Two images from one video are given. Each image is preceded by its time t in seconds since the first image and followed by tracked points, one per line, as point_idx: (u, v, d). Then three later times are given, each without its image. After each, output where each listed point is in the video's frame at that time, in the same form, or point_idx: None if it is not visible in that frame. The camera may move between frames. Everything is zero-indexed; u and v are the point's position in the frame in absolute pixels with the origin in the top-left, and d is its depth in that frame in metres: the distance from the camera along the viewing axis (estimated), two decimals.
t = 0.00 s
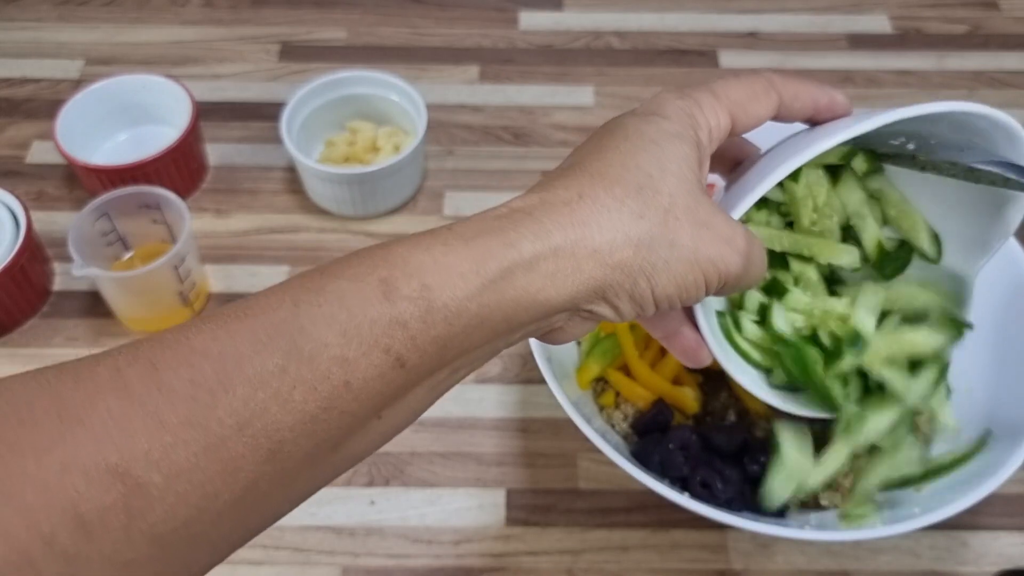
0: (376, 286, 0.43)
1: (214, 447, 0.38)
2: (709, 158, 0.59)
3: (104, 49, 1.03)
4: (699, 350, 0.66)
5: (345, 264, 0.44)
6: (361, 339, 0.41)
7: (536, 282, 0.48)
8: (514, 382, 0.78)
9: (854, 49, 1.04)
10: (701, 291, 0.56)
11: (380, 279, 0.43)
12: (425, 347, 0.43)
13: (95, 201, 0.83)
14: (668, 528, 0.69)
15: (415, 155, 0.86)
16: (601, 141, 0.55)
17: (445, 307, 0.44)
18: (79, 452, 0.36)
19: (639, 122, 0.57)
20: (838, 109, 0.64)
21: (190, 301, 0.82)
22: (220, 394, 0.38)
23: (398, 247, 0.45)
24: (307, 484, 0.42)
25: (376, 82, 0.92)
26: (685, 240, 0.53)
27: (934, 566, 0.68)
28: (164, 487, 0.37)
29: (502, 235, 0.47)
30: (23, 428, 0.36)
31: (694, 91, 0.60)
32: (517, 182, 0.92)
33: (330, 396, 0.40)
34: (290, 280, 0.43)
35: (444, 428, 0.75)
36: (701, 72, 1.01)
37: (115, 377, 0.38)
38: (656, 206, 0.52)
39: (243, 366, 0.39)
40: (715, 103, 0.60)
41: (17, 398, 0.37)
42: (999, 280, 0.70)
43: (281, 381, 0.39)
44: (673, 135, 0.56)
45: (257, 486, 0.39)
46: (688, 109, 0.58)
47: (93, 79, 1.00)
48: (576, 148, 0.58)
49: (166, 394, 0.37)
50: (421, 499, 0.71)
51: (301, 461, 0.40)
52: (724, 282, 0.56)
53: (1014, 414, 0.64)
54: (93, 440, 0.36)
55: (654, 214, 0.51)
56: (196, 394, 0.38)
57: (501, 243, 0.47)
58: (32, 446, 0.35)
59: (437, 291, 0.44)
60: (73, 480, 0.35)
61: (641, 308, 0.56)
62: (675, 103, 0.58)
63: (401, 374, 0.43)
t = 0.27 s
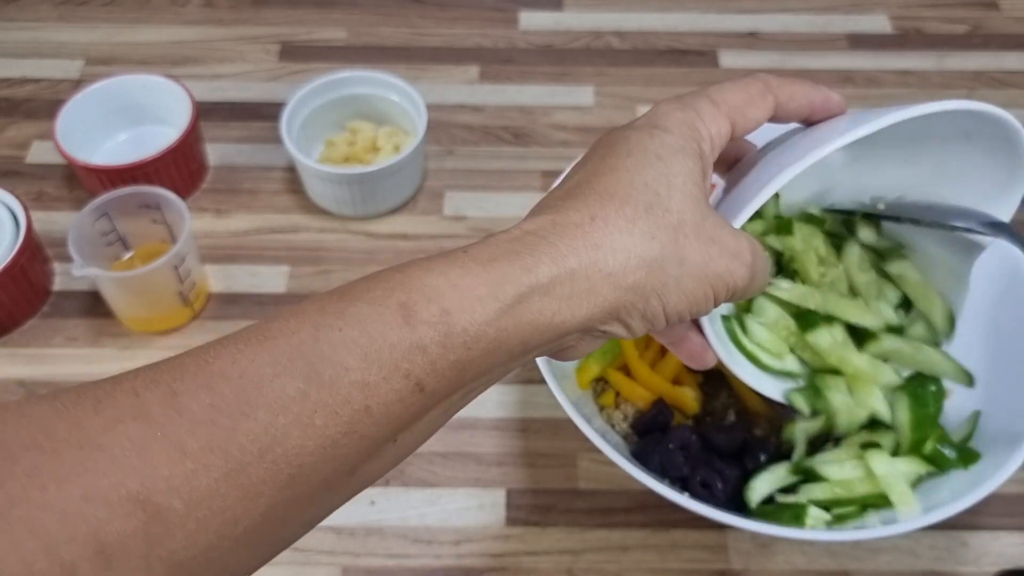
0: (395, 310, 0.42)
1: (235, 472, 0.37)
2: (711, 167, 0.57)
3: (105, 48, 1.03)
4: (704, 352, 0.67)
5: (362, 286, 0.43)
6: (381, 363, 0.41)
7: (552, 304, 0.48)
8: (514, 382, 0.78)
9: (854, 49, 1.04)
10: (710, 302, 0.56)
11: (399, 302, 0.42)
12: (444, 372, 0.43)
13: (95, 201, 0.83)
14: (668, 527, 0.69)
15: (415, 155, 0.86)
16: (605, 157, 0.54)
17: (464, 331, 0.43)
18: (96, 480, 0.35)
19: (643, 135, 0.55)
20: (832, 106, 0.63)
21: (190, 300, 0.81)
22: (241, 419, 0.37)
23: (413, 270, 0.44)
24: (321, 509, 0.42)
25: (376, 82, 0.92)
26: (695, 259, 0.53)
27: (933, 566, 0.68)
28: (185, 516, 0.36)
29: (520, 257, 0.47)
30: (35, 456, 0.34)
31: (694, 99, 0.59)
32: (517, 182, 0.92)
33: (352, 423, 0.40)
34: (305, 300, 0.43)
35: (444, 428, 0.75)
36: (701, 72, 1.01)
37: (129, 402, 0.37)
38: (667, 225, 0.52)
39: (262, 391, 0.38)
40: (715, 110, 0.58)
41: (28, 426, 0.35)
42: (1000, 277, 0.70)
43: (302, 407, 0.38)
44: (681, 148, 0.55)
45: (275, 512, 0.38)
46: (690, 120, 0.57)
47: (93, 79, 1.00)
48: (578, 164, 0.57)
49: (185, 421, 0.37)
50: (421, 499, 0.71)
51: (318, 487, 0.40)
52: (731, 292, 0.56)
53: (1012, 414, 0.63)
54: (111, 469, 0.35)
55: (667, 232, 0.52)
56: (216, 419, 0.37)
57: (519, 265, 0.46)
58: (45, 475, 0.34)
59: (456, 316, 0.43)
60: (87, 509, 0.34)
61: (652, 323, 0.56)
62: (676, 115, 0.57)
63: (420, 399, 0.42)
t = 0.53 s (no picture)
0: (423, 341, 0.42)
1: (267, 504, 0.36)
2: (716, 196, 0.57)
3: (105, 48, 1.03)
4: (705, 372, 0.67)
5: (389, 316, 0.43)
6: (410, 394, 0.41)
7: (571, 335, 0.48)
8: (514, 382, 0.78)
9: (854, 49, 1.04)
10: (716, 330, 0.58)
11: (427, 334, 0.42)
12: (468, 402, 0.43)
13: (95, 201, 0.83)
14: (668, 527, 0.69)
15: (415, 155, 0.86)
16: (614, 186, 0.54)
17: (490, 362, 0.44)
18: (128, 512, 0.34)
19: (652, 165, 0.55)
20: (830, 130, 0.63)
21: (190, 300, 0.81)
22: (274, 449, 0.37)
23: (438, 300, 0.44)
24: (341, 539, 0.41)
25: (376, 82, 0.92)
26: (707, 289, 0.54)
27: (933, 566, 0.68)
28: (217, 547, 0.35)
29: (545, 289, 0.47)
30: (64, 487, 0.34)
31: (697, 126, 0.59)
32: (517, 182, 0.92)
33: (381, 452, 0.40)
34: (330, 328, 0.42)
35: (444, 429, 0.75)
36: (700, 72, 1.02)
37: (158, 430, 0.36)
38: (680, 257, 0.52)
39: (294, 421, 0.38)
40: (721, 139, 0.58)
41: (54, 456, 0.34)
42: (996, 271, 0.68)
43: (334, 438, 0.38)
44: (690, 179, 0.55)
45: (301, 543, 0.38)
46: (697, 150, 0.56)
47: (93, 79, 1.00)
48: (583, 192, 0.56)
49: (217, 452, 0.36)
50: (421, 499, 0.71)
51: (342, 517, 0.39)
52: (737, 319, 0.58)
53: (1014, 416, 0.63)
54: (145, 500, 0.34)
55: (679, 265, 0.52)
56: (249, 450, 0.36)
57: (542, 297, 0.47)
58: (75, 509, 0.33)
59: (482, 347, 0.43)
60: (117, 540, 0.33)
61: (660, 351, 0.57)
62: (684, 144, 0.57)
63: (444, 430, 0.42)
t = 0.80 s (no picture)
0: (465, 356, 0.42)
1: (317, 517, 0.36)
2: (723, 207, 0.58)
3: (104, 49, 1.03)
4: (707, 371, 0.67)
5: (428, 330, 0.43)
6: (454, 410, 0.40)
7: (599, 351, 0.48)
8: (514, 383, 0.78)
9: (854, 49, 1.04)
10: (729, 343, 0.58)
11: (468, 349, 0.42)
12: (506, 418, 0.43)
13: (95, 201, 0.83)
14: (668, 527, 0.69)
15: (415, 155, 0.86)
16: (629, 202, 0.54)
17: (530, 378, 0.43)
18: (179, 525, 0.33)
19: (663, 182, 0.55)
20: (828, 129, 0.63)
21: (190, 300, 0.81)
22: (326, 462, 0.37)
23: (477, 316, 0.44)
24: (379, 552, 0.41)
25: (376, 82, 0.92)
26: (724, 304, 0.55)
27: (934, 566, 0.68)
28: (267, 561, 0.35)
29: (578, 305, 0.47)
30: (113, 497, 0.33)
31: (701, 137, 0.59)
32: (517, 182, 0.92)
33: (423, 467, 0.39)
34: (374, 340, 0.42)
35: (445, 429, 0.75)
36: (701, 72, 1.02)
37: (209, 441, 0.36)
38: (701, 273, 0.52)
39: (344, 436, 0.37)
40: (724, 150, 0.58)
41: (103, 466, 0.34)
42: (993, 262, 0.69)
43: (381, 452, 0.38)
44: (700, 194, 0.55)
45: (347, 557, 0.38)
46: (704, 162, 0.56)
47: (93, 79, 1.00)
48: (593, 207, 0.56)
49: (269, 464, 0.36)
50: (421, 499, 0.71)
51: (385, 532, 0.39)
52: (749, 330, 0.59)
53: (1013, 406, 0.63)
54: (200, 512, 0.34)
55: (700, 280, 0.52)
56: (299, 463, 0.36)
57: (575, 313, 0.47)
58: (127, 522, 0.33)
59: (521, 363, 0.43)
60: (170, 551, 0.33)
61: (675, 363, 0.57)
62: (692, 158, 0.56)
63: (483, 444, 0.42)
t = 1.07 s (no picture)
0: (503, 379, 0.42)
1: (359, 542, 0.36)
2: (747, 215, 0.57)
3: (104, 48, 1.03)
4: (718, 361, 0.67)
5: (464, 349, 0.43)
6: (492, 434, 0.41)
7: (629, 365, 0.48)
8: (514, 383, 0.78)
9: (854, 49, 1.04)
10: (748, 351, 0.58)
11: (507, 372, 0.42)
12: (540, 440, 0.43)
13: (95, 202, 0.83)
14: (668, 527, 0.69)
15: (415, 155, 0.86)
16: (651, 211, 0.54)
17: (565, 401, 0.44)
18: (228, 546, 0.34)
19: (687, 193, 0.54)
20: (853, 128, 0.62)
21: (190, 300, 0.81)
22: (368, 485, 0.37)
23: (513, 335, 0.44)
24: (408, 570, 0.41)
25: (376, 82, 0.92)
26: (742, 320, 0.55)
27: (934, 566, 0.68)
28: None
29: (609, 322, 0.47)
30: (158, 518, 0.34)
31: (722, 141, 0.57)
32: (517, 182, 0.92)
33: (459, 489, 0.40)
34: (410, 357, 0.42)
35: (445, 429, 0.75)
36: (701, 72, 1.02)
37: (250, 464, 0.36)
38: (722, 291, 0.52)
39: (386, 459, 0.38)
40: (752, 155, 0.56)
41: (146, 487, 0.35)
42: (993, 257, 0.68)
43: (422, 477, 0.38)
44: (722, 200, 0.54)
45: None
46: (731, 173, 0.55)
47: (93, 79, 1.00)
48: (614, 215, 0.56)
49: (313, 488, 0.36)
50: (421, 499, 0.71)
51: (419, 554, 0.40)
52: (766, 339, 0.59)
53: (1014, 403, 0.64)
54: (246, 539, 0.34)
55: (723, 294, 0.52)
56: (343, 488, 0.37)
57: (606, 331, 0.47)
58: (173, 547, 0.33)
59: (556, 384, 0.43)
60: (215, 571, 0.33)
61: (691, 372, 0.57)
62: (718, 168, 0.55)
63: (514, 466, 0.42)
